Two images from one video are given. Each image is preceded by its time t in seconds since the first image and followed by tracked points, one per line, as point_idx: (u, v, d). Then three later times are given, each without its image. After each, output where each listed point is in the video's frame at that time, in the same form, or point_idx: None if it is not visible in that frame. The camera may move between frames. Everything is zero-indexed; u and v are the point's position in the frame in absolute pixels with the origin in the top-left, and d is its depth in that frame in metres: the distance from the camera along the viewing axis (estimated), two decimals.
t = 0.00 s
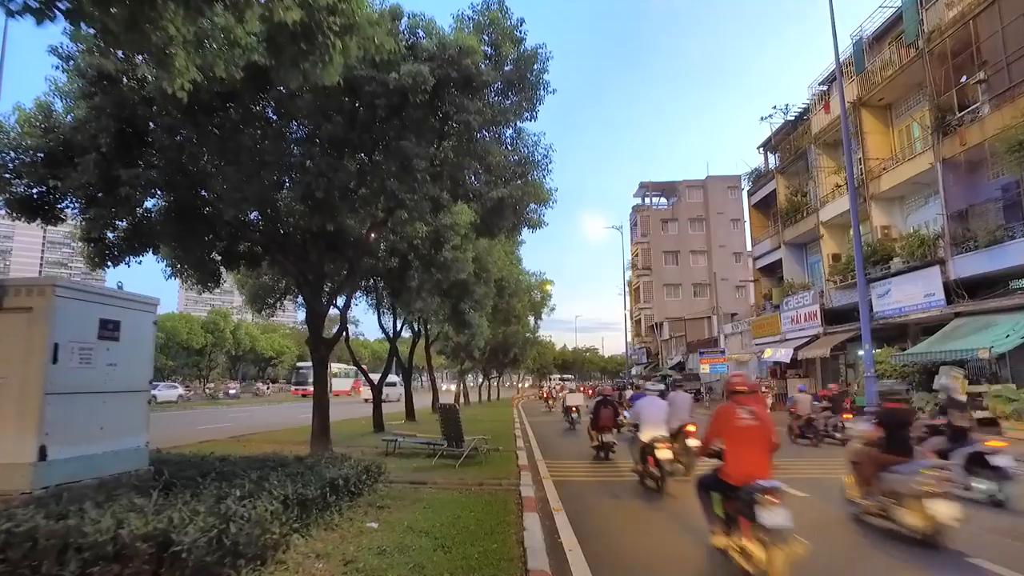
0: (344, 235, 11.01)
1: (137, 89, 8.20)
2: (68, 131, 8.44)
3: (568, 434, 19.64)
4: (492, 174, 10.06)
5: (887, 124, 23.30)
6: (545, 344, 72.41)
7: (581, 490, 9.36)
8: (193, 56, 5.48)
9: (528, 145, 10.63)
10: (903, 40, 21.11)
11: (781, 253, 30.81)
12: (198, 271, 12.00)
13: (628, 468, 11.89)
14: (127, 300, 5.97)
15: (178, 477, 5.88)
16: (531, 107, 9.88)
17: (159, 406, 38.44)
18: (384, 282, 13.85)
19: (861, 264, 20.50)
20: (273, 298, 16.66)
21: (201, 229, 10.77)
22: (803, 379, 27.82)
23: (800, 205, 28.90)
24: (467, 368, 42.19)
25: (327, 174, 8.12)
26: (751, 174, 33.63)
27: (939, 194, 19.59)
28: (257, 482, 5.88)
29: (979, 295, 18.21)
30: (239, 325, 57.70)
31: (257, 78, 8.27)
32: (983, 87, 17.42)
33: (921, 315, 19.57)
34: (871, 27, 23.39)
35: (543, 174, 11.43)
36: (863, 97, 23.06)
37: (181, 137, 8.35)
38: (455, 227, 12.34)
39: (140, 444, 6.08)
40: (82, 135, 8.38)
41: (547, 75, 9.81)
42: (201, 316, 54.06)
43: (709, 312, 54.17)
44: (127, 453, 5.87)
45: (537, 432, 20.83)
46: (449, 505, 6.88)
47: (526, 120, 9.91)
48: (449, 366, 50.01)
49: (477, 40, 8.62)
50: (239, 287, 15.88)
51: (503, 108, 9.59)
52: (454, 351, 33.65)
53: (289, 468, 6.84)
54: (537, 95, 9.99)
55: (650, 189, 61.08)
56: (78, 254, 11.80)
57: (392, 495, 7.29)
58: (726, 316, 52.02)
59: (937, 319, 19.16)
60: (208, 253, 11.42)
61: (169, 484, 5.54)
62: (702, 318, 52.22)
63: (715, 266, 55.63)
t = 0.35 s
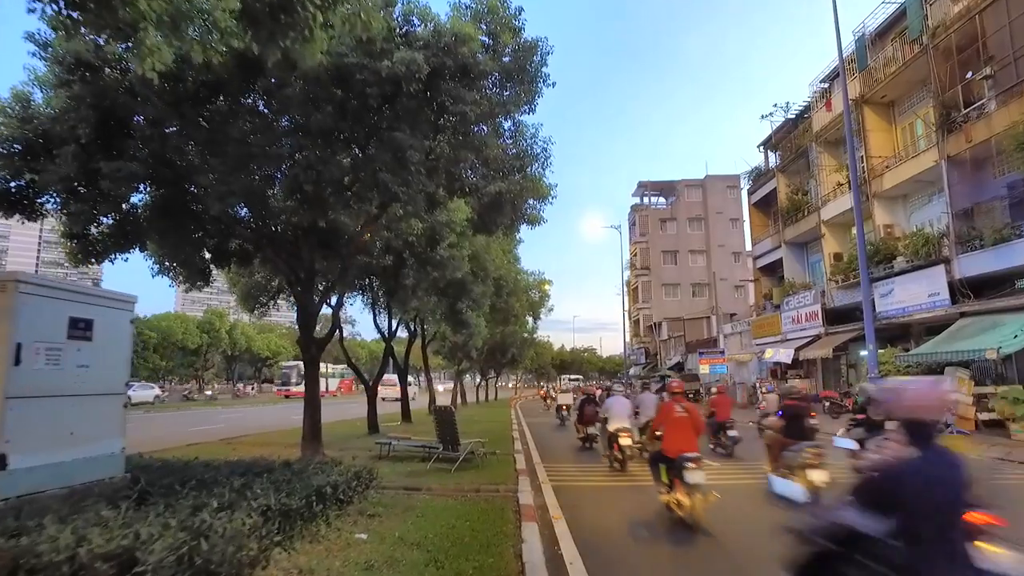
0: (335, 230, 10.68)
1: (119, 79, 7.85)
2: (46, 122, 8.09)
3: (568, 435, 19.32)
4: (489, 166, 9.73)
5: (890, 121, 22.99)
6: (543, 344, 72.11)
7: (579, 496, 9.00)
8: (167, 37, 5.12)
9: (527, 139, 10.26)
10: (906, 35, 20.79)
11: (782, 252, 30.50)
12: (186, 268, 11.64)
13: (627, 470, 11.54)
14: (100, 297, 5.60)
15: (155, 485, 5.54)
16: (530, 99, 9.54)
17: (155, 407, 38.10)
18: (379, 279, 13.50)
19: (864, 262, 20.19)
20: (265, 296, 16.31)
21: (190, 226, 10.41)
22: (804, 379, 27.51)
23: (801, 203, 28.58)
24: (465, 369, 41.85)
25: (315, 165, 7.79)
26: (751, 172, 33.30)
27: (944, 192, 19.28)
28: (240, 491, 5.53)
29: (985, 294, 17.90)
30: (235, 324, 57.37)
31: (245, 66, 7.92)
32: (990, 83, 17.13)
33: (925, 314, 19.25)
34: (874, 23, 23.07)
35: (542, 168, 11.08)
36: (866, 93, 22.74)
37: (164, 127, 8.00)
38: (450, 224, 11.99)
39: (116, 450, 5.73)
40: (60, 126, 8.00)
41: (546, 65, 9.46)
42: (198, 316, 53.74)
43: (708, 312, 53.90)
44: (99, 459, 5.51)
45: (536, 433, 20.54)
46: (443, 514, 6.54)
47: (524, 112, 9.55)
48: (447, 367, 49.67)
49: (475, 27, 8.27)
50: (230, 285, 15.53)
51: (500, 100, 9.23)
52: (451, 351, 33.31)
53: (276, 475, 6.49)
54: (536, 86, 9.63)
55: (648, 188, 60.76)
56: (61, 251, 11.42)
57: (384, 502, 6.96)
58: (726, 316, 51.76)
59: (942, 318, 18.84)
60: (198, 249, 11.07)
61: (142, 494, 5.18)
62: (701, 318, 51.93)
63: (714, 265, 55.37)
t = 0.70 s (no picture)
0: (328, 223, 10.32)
1: (96, 65, 7.50)
2: (20, 110, 7.72)
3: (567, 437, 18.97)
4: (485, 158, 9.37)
5: (893, 118, 22.67)
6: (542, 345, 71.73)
7: (580, 502, 8.61)
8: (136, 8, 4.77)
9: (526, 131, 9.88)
10: (910, 30, 20.46)
11: (783, 251, 30.14)
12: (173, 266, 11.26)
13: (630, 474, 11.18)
14: (65, 293, 5.22)
15: (124, 494, 5.18)
16: (529, 89, 9.13)
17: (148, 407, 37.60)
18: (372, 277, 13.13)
19: (868, 261, 19.84)
20: (257, 295, 15.93)
21: (177, 221, 9.96)
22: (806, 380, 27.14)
23: (803, 202, 28.22)
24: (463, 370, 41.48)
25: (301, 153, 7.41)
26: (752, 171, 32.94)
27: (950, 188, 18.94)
28: (216, 499, 5.13)
29: (992, 292, 17.55)
30: (231, 324, 57.03)
31: (230, 51, 7.56)
32: (999, 77, 16.83)
33: (931, 313, 18.90)
34: (878, 18, 22.67)
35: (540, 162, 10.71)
36: (869, 90, 22.41)
37: (143, 114, 7.63)
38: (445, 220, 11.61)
39: (84, 455, 5.37)
40: (33, 115, 7.62)
41: (545, 52, 9.09)
42: (194, 316, 53.39)
43: (708, 312, 53.56)
44: (65, 466, 5.15)
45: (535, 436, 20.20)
46: (436, 522, 6.16)
47: (522, 102, 9.18)
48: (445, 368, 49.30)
49: (471, 10, 7.90)
50: (221, 283, 15.16)
51: (497, 89, 8.86)
52: (449, 351, 32.93)
53: (258, 480, 6.11)
54: (535, 75, 9.25)
55: (648, 188, 60.40)
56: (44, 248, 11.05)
57: (374, 510, 6.57)
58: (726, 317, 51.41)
59: (948, 317, 18.48)
60: (185, 246, 10.68)
61: (106, 504, 4.80)
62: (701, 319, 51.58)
63: (714, 265, 55.06)
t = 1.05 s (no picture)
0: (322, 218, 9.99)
1: (78, 51, 7.21)
2: None
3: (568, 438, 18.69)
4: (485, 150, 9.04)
5: (900, 115, 22.35)
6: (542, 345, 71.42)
7: (584, 507, 8.25)
8: None
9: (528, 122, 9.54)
10: (918, 24, 20.14)
11: (787, 250, 29.80)
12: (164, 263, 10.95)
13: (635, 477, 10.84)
14: (39, 285, 4.92)
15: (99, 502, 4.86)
16: (531, 78, 8.79)
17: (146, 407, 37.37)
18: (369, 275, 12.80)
19: (875, 259, 19.51)
20: (252, 294, 15.62)
21: (168, 216, 9.75)
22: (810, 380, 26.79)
23: (807, 200, 27.88)
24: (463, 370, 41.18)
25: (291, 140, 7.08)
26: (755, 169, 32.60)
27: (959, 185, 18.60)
28: (196, 505, 4.81)
29: (1003, 291, 17.20)
30: (230, 324, 56.82)
31: (218, 38, 7.36)
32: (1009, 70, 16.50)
33: (940, 312, 18.55)
34: (884, 14, 22.38)
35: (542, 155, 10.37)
36: (875, 86, 22.08)
37: (128, 102, 7.34)
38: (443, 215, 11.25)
39: (58, 459, 5.06)
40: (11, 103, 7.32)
41: (548, 40, 8.74)
42: (193, 316, 53.16)
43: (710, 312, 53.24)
44: (36, 470, 4.84)
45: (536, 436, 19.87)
46: (431, 528, 5.83)
47: (524, 92, 8.84)
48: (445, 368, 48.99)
49: None
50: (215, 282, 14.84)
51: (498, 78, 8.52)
52: (448, 351, 32.65)
53: (244, 485, 5.77)
54: (537, 64, 8.91)
55: (648, 187, 60.07)
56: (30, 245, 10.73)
57: (368, 515, 6.26)
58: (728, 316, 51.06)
59: (957, 316, 18.14)
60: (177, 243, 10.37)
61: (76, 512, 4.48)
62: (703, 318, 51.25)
63: (715, 264, 54.73)
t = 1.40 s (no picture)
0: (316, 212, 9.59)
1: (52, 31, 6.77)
2: None
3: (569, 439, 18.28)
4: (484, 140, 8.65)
5: (906, 110, 21.97)
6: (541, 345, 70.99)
7: (590, 513, 7.85)
8: None
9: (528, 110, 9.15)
10: (925, 17, 19.76)
11: (790, 248, 29.41)
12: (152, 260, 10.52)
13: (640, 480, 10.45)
14: (2, 276, 4.51)
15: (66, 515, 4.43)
16: (532, 64, 8.40)
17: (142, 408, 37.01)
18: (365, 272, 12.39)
19: (882, 256, 19.13)
20: (246, 292, 15.23)
21: (157, 209, 9.35)
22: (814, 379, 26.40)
23: (810, 197, 27.50)
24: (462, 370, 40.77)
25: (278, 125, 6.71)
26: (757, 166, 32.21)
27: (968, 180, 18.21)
28: (173, 516, 4.42)
29: (1013, 288, 16.79)
30: (227, 324, 56.44)
31: (203, 20, 6.97)
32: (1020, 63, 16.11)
33: (948, 310, 18.16)
34: (890, 7, 21.99)
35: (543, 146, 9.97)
36: (881, 80, 21.70)
37: (107, 86, 6.94)
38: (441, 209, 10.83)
39: (23, 466, 4.63)
40: None
41: (550, 23, 8.34)
42: (190, 315, 52.79)
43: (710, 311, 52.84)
44: None
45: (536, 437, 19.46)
46: (427, 539, 5.43)
47: (525, 78, 8.44)
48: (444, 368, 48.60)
49: None
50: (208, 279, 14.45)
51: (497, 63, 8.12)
52: (447, 351, 32.26)
53: (227, 492, 5.39)
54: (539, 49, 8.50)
55: (648, 186, 59.68)
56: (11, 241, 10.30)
57: (361, 524, 5.88)
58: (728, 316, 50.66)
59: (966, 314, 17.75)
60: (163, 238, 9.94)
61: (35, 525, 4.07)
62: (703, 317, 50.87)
63: (715, 263, 54.32)
